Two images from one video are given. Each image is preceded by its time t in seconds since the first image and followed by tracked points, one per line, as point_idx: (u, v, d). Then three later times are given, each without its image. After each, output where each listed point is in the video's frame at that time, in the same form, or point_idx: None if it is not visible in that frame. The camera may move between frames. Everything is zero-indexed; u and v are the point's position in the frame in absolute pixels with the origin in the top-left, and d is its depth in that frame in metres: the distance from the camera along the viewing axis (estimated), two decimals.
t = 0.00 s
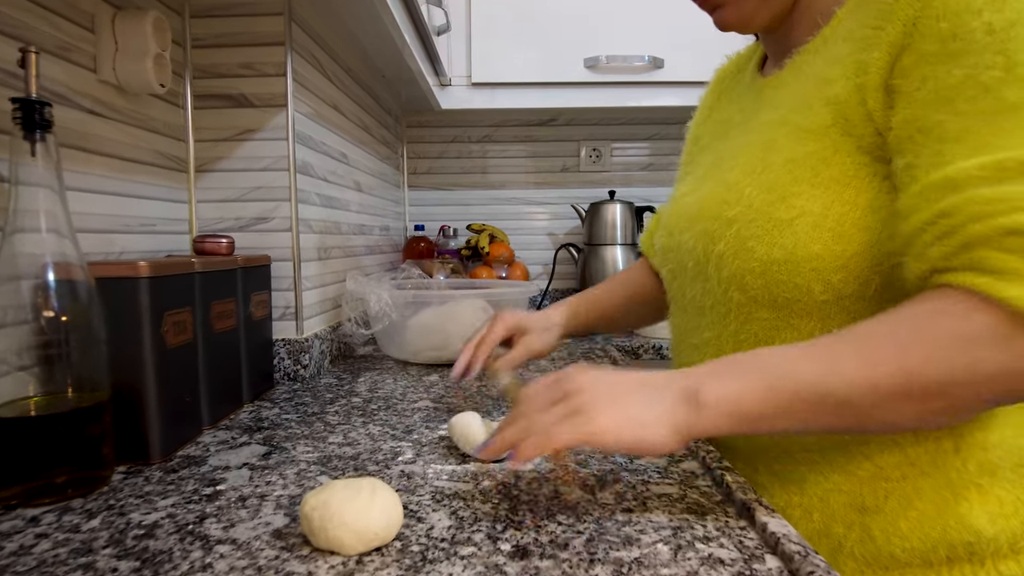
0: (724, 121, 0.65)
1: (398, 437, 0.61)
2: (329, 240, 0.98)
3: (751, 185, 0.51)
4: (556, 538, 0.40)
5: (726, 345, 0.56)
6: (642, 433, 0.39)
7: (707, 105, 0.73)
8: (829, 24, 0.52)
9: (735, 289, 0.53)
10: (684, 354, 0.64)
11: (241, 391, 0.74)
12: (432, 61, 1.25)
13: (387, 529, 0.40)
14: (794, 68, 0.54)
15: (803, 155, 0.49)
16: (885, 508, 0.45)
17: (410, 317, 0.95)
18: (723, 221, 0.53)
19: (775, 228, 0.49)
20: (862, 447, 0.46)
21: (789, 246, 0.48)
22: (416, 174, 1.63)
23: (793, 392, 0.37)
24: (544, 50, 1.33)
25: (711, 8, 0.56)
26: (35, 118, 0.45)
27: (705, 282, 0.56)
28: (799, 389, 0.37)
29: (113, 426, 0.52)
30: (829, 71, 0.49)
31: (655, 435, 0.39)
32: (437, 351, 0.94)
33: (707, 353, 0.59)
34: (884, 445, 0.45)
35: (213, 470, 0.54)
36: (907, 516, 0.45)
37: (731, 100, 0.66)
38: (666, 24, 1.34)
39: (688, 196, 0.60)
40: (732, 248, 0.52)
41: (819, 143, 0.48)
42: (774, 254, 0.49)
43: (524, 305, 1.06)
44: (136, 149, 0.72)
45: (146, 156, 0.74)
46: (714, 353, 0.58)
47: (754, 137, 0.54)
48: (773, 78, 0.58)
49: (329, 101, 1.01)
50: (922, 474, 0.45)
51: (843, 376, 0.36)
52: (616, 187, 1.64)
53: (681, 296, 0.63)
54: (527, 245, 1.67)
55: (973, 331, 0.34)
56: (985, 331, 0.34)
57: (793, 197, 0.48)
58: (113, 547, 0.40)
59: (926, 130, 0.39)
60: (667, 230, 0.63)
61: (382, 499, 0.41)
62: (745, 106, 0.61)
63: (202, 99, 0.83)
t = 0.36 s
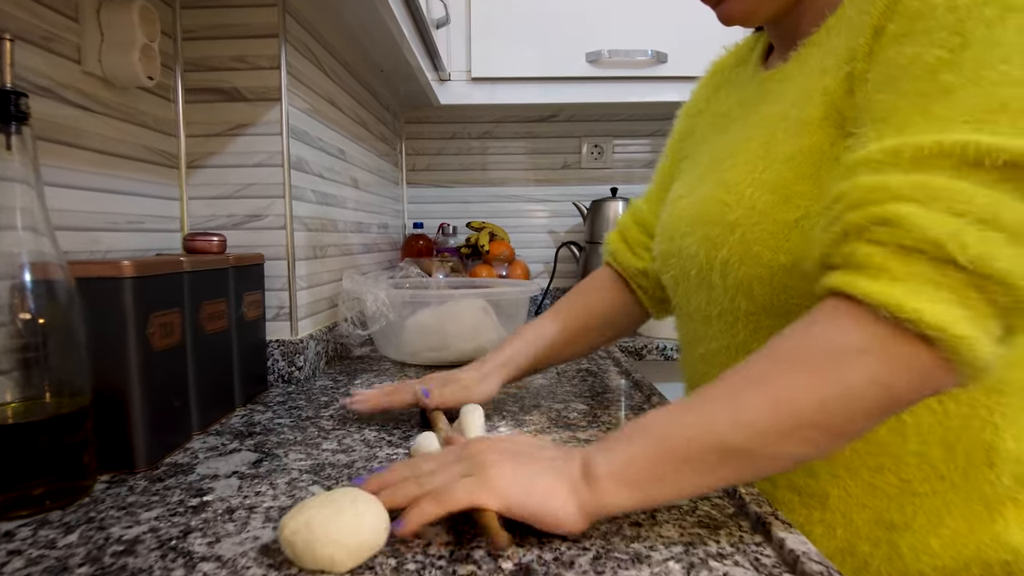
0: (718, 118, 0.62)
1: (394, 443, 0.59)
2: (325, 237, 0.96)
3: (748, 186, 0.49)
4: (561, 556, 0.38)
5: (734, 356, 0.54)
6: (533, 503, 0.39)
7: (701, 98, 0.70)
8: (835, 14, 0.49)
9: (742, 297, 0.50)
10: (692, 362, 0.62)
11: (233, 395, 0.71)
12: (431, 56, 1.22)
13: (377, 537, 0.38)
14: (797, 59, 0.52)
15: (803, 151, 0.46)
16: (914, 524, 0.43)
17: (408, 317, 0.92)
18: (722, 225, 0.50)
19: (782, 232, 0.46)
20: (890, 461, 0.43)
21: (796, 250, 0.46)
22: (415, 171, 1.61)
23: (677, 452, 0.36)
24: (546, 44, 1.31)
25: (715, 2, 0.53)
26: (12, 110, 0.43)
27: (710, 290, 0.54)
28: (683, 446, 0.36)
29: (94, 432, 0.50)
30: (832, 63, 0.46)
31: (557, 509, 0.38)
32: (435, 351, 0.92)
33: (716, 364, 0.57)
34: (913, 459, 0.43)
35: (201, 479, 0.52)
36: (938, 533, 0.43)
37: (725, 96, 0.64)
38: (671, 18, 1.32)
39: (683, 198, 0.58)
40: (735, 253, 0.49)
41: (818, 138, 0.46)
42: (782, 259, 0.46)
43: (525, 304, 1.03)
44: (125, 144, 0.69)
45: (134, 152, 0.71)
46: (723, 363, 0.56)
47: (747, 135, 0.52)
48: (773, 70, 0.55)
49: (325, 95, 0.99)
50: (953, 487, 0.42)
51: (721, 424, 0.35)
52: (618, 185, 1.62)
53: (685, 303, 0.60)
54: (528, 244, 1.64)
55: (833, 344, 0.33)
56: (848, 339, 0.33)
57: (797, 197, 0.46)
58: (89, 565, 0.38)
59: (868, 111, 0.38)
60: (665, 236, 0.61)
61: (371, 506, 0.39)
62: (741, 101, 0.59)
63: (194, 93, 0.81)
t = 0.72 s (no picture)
0: (725, 113, 0.59)
1: (384, 456, 0.56)
2: (316, 237, 0.92)
3: (767, 188, 0.46)
4: None
5: (746, 369, 0.51)
6: (613, 532, 0.36)
7: (705, 92, 0.67)
8: None
9: (758, 307, 0.47)
10: (701, 374, 0.59)
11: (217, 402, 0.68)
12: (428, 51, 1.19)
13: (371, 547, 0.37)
14: (811, 50, 0.48)
15: (825, 149, 0.43)
16: (946, 550, 0.42)
17: (402, 319, 0.89)
18: (740, 230, 0.47)
19: (800, 235, 0.43)
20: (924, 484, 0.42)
21: (817, 257, 0.42)
22: (412, 169, 1.57)
23: (776, 479, 0.33)
24: (545, 39, 1.28)
25: None
26: None
27: (723, 299, 0.51)
28: (796, 471, 0.33)
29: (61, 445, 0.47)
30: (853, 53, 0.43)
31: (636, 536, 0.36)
32: (430, 354, 0.89)
33: (726, 377, 0.54)
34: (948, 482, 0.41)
35: (177, 494, 0.49)
36: (973, 560, 0.42)
37: (730, 90, 0.61)
38: (673, 11, 1.28)
39: (691, 201, 0.54)
40: (752, 260, 0.46)
41: (841, 134, 0.43)
42: (802, 266, 0.43)
43: (524, 306, 1.00)
44: (104, 139, 0.66)
45: (115, 147, 0.68)
46: (733, 376, 0.53)
47: (761, 132, 0.49)
48: (784, 62, 0.52)
49: (317, 90, 0.96)
50: (989, 512, 0.41)
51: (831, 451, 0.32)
52: (619, 182, 1.59)
53: (694, 311, 0.57)
54: (527, 243, 1.61)
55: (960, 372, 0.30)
56: (977, 365, 0.30)
57: (816, 198, 0.43)
58: None
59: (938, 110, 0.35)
60: (671, 240, 0.58)
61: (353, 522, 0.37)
62: (750, 96, 0.55)
63: (178, 87, 0.78)
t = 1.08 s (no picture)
0: (734, 104, 0.56)
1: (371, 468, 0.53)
2: (306, 235, 0.89)
3: (789, 183, 0.42)
4: None
5: (769, 375, 0.48)
6: (578, 557, 0.33)
7: (711, 80, 0.63)
8: None
9: (782, 311, 0.44)
10: (716, 381, 0.56)
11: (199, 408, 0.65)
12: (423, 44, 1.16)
13: (353, 564, 0.35)
14: (830, 32, 0.45)
15: (849, 138, 0.40)
16: None
17: (395, 320, 0.86)
18: (761, 229, 0.44)
19: (826, 233, 0.40)
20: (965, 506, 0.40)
21: (849, 258, 0.39)
22: (408, 166, 1.54)
23: (750, 496, 0.29)
24: (544, 32, 1.24)
25: None
26: None
27: (743, 302, 0.48)
28: (761, 481, 0.28)
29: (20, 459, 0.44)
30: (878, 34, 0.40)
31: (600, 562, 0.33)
32: (424, 357, 0.86)
33: (746, 384, 0.51)
34: (992, 505, 0.39)
35: (148, 511, 0.45)
36: None
37: (739, 78, 0.57)
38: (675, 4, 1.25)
39: (703, 197, 0.51)
40: (776, 260, 0.43)
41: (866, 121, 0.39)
42: (830, 268, 0.40)
43: (522, 306, 0.97)
44: (79, 133, 0.63)
45: (92, 142, 0.65)
46: (755, 383, 0.50)
47: (779, 122, 0.45)
48: (798, 46, 0.49)
49: (308, 83, 0.92)
50: None
51: (810, 456, 0.28)
52: (620, 180, 1.55)
53: (709, 314, 0.54)
54: (526, 242, 1.58)
55: (960, 375, 0.25)
56: (984, 364, 0.25)
57: (844, 193, 0.40)
58: None
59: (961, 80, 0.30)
60: (681, 238, 0.55)
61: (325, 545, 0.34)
62: (763, 82, 0.52)
63: (160, 79, 0.74)
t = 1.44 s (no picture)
0: (765, 76, 0.52)
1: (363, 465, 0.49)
2: (299, 220, 0.85)
3: (819, 153, 0.39)
4: None
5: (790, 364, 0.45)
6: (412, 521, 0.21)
7: (746, 54, 0.59)
8: None
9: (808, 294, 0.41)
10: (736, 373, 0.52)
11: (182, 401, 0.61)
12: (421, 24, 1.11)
13: None
14: None
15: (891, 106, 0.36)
16: None
17: (392, 310, 0.83)
18: (785, 203, 0.40)
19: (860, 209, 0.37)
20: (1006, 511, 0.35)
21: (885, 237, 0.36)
22: (406, 153, 1.50)
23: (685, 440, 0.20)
24: (546, 13, 1.20)
25: None
26: None
27: (764, 284, 0.44)
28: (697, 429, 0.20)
29: None
30: None
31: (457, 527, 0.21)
32: (422, 348, 0.82)
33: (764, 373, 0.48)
34: None
35: (118, 512, 0.42)
36: None
37: (774, 50, 0.53)
38: None
39: (725, 172, 0.47)
40: (802, 238, 0.40)
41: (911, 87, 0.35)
42: (863, 247, 0.37)
43: (525, 296, 0.93)
44: (52, 108, 0.59)
45: (67, 118, 0.61)
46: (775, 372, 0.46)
47: (812, 90, 0.41)
48: (837, 12, 0.44)
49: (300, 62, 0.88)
50: None
51: (720, 419, 0.20)
52: (624, 167, 1.51)
53: (729, 300, 0.50)
54: (528, 231, 1.54)
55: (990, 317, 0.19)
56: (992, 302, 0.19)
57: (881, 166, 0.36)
58: None
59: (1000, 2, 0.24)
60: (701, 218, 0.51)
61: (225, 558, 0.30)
62: (797, 52, 0.48)
63: (142, 54, 0.70)
